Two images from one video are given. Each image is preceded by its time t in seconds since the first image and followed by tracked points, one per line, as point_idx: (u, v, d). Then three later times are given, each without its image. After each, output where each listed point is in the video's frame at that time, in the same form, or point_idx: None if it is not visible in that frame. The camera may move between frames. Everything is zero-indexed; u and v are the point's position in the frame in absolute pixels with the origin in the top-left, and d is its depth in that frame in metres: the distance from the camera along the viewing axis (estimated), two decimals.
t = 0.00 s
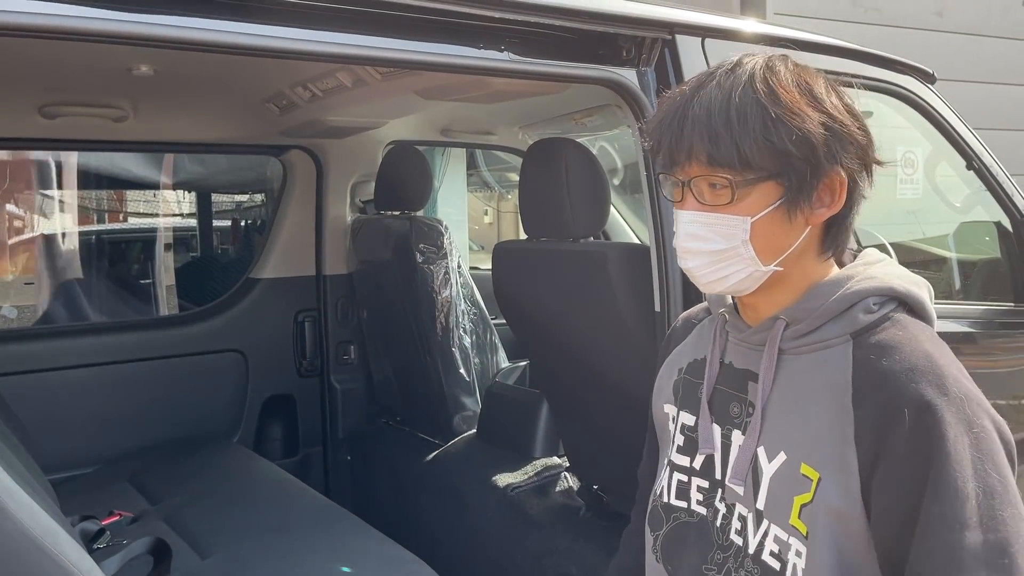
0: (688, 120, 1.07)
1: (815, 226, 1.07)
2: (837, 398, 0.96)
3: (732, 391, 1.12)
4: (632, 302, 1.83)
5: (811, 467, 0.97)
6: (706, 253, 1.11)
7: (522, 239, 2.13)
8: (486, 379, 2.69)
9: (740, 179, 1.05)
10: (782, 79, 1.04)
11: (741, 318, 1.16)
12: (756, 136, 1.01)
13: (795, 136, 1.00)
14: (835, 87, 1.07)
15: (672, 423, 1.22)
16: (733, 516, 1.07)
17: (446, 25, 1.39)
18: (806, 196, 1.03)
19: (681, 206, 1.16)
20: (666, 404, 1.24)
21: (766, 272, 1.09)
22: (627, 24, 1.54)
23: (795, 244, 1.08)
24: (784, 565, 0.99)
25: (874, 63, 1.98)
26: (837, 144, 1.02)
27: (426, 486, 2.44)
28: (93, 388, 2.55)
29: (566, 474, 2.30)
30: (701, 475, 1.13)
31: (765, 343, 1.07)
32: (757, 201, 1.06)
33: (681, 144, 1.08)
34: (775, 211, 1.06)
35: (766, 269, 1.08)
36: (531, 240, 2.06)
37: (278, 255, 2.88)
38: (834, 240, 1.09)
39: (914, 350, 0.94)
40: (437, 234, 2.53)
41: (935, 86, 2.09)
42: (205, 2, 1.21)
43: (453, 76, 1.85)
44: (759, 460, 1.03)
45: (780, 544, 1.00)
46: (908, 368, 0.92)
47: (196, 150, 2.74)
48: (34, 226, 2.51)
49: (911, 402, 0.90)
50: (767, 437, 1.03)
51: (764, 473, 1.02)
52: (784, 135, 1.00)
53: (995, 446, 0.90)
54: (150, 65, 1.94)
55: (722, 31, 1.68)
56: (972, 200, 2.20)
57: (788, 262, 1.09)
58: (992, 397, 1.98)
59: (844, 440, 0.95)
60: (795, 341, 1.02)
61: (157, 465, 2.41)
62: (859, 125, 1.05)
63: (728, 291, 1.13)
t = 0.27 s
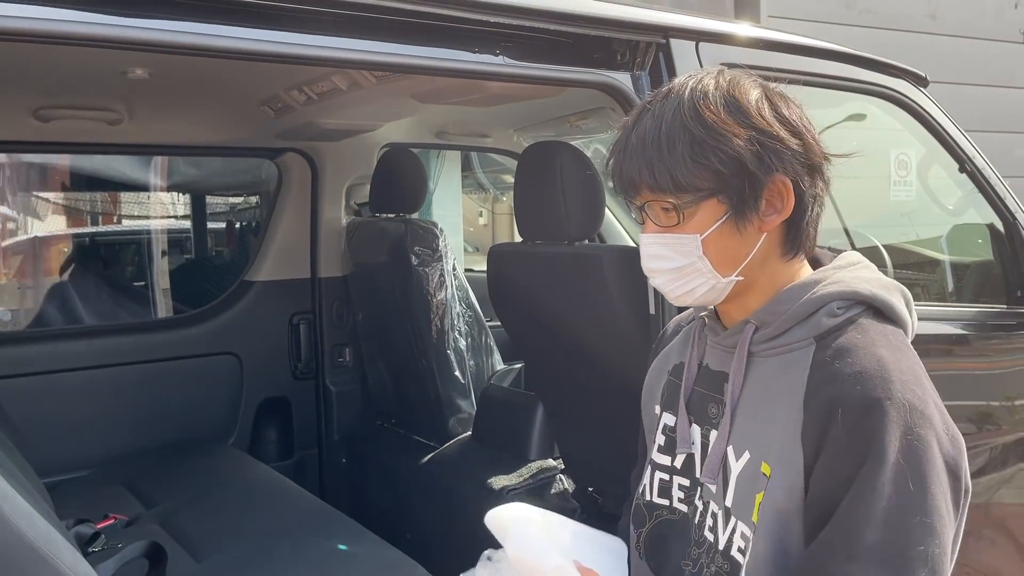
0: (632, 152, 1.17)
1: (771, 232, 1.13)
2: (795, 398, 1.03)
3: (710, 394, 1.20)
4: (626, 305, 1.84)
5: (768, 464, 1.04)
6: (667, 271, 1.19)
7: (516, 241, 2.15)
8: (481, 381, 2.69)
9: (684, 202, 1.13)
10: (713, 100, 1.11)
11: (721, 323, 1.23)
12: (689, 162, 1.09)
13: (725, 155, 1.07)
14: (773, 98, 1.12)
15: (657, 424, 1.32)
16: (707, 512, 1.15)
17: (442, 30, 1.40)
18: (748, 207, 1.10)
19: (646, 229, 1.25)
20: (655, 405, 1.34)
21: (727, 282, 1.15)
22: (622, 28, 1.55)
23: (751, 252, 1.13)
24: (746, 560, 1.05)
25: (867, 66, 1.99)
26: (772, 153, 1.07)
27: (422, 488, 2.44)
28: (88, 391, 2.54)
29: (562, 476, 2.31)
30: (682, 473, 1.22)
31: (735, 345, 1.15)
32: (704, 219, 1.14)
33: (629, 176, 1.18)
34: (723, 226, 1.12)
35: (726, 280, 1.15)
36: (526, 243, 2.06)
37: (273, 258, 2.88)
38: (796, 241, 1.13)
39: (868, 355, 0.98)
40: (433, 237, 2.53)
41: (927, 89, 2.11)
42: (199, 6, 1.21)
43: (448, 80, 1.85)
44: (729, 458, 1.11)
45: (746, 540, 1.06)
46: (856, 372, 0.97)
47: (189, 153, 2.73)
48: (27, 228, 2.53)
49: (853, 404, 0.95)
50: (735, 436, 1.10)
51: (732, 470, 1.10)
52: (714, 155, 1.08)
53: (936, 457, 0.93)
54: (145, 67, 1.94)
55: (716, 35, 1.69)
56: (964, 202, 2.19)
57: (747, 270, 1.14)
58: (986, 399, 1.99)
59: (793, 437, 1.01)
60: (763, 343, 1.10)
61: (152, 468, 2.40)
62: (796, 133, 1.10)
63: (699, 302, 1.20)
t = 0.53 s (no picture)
0: (593, 162, 1.16)
1: (737, 231, 1.13)
2: (770, 393, 1.04)
3: (686, 396, 1.22)
4: (626, 305, 1.84)
5: (750, 461, 1.06)
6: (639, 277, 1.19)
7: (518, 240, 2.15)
8: (481, 381, 2.70)
9: (648, 209, 1.13)
10: (668, 108, 1.11)
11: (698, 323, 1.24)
12: (650, 169, 1.09)
13: (684, 161, 1.07)
14: (728, 102, 1.13)
15: (640, 426, 1.33)
16: (695, 510, 1.18)
17: (443, 29, 1.41)
18: (712, 209, 1.10)
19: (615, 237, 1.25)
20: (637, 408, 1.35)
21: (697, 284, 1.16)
22: (623, 28, 1.55)
23: (718, 254, 1.14)
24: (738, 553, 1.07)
25: (866, 66, 1.99)
26: (730, 157, 1.08)
27: (422, 487, 2.45)
28: (87, 391, 2.54)
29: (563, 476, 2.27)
30: (667, 474, 1.25)
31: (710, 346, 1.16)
32: (671, 224, 1.13)
33: (591, 187, 1.18)
34: (690, 229, 1.12)
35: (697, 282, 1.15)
36: (527, 242, 2.07)
37: (274, 258, 2.89)
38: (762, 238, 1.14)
39: (838, 346, 1.00)
40: (434, 236, 2.53)
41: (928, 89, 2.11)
42: (200, 4, 1.21)
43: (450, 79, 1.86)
44: (711, 456, 1.13)
45: (734, 534, 1.09)
46: (827, 363, 0.98)
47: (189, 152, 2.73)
48: (24, 229, 2.50)
49: (825, 396, 0.96)
50: (716, 434, 1.12)
51: (715, 468, 1.12)
52: (674, 162, 1.08)
53: (911, 441, 0.94)
54: (147, 67, 1.94)
55: (716, 34, 1.70)
56: (963, 202, 2.19)
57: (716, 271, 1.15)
58: (985, 399, 1.99)
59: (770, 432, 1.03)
60: (737, 342, 1.11)
61: (152, 467, 2.41)
62: (753, 135, 1.11)
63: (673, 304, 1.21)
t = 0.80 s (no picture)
0: (584, 162, 1.17)
1: (727, 228, 1.15)
2: (772, 383, 1.06)
3: (683, 389, 1.23)
4: (624, 302, 1.85)
5: (754, 451, 1.07)
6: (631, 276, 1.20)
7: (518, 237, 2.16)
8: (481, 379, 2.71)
9: (639, 208, 1.14)
10: (657, 108, 1.12)
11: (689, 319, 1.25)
12: (642, 168, 1.11)
13: (675, 160, 1.09)
14: (716, 100, 1.14)
15: (633, 425, 1.33)
16: (695, 504, 1.17)
17: (445, 27, 1.42)
18: (703, 207, 1.11)
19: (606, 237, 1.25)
20: (629, 405, 1.35)
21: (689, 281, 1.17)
22: (622, 26, 1.57)
23: (709, 250, 1.15)
24: (744, 545, 1.07)
25: (863, 65, 2.01)
26: (720, 155, 1.09)
27: (421, 485, 2.45)
28: (88, 388, 2.55)
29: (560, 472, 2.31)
30: (665, 469, 1.24)
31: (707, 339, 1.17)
32: (663, 222, 1.14)
33: (582, 186, 1.19)
34: (681, 227, 1.14)
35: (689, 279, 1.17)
36: (527, 240, 2.08)
37: (274, 257, 2.90)
38: (751, 235, 1.16)
39: (838, 334, 1.02)
40: (434, 235, 2.54)
41: (925, 88, 2.12)
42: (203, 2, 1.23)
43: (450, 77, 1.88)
44: (711, 449, 1.14)
45: (737, 525, 1.08)
46: (830, 351, 1.01)
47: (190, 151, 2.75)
48: (24, 229, 2.50)
49: (829, 382, 0.99)
50: (716, 427, 1.13)
51: (716, 460, 1.12)
52: (665, 161, 1.09)
53: (910, 423, 0.98)
54: (149, 66, 1.96)
55: (715, 33, 1.71)
56: (960, 201, 2.20)
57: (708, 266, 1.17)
58: (984, 396, 2.00)
59: (774, 421, 1.04)
60: (735, 334, 1.12)
61: (153, 464, 2.42)
62: (741, 133, 1.12)
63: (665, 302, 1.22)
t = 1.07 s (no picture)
0: (593, 164, 1.18)
1: (735, 225, 1.17)
2: (781, 375, 1.08)
3: (690, 384, 1.24)
4: (625, 298, 1.87)
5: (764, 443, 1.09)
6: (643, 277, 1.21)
7: (518, 236, 2.19)
8: (483, 376, 2.73)
9: (653, 210, 1.15)
10: (665, 109, 1.14)
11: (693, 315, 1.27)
12: (656, 170, 1.11)
13: (688, 162, 1.10)
14: (719, 99, 1.17)
15: (634, 419, 1.34)
16: (700, 497, 1.20)
17: (450, 25, 1.44)
18: (716, 206, 1.13)
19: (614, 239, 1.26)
20: (631, 401, 1.35)
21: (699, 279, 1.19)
22: (625, 26, 1.59)
23: (720, 247, 1.17)
24: (750, 535, 1.10)
25: (863, 65, 2.03)
26: (730, 155, 1.12)
27: (423, 481, 2.47)
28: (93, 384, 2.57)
29: (562, 467, 2.31)
30: (670, 464, 1.26)
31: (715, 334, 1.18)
32: (675, 223, 1.15)
33: (590, 190, 1.19)
34: (694, 226, 1.15)
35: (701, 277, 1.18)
36: (529, 237, 2.10)
37: (278, 254, 2.93)
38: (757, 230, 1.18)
39: (847, 326, 1.05)
40: (435, 232, 2.56)
41: (925, 87, 2.13)
42: None
43: (453, 75, 1.90)
44: (718, 441, 1.16)
45: (745, 516, 1.11)
46: (839, 342, 1.03)
47: (193, 151, 2.77)
48: (25, 230, 2.52)
49: (839, 372, 1.02)
50: (724, 419, 1.15)
51: (723, 452, 1.15)
52: (679, 162, 1.10)
53: (915, 414, 1.01)
54: (155, 64, 1.98)
55: (716, 31, 1.73)
56: (959, 200, 2.22)
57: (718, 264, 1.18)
58: (983, 393, 2.02)
59: (783, 410, 1.07)
60: (744, 329, 1.14)
61: (158, 460, 2.43)
62: (747, 132, 1.15)
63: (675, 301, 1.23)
